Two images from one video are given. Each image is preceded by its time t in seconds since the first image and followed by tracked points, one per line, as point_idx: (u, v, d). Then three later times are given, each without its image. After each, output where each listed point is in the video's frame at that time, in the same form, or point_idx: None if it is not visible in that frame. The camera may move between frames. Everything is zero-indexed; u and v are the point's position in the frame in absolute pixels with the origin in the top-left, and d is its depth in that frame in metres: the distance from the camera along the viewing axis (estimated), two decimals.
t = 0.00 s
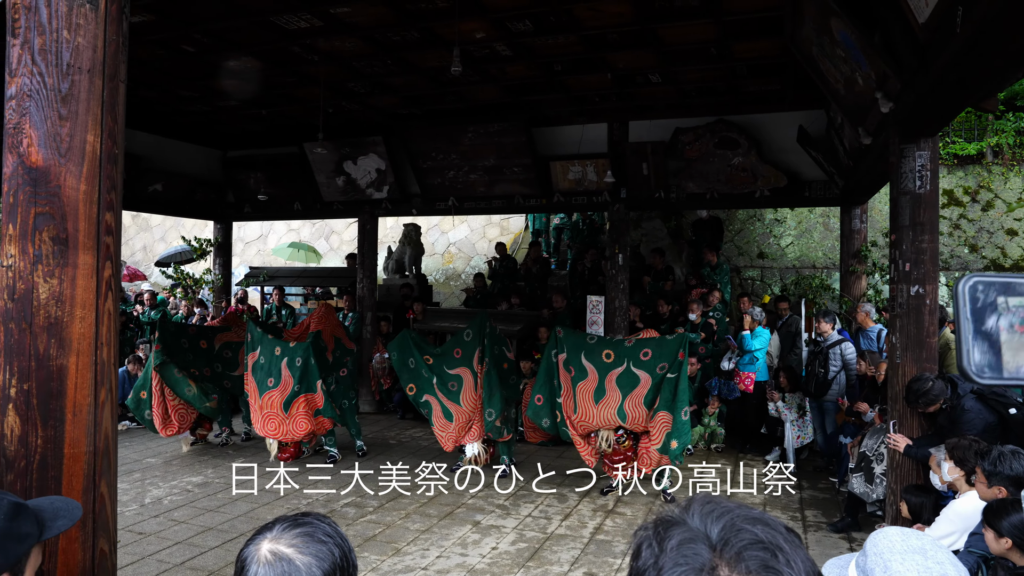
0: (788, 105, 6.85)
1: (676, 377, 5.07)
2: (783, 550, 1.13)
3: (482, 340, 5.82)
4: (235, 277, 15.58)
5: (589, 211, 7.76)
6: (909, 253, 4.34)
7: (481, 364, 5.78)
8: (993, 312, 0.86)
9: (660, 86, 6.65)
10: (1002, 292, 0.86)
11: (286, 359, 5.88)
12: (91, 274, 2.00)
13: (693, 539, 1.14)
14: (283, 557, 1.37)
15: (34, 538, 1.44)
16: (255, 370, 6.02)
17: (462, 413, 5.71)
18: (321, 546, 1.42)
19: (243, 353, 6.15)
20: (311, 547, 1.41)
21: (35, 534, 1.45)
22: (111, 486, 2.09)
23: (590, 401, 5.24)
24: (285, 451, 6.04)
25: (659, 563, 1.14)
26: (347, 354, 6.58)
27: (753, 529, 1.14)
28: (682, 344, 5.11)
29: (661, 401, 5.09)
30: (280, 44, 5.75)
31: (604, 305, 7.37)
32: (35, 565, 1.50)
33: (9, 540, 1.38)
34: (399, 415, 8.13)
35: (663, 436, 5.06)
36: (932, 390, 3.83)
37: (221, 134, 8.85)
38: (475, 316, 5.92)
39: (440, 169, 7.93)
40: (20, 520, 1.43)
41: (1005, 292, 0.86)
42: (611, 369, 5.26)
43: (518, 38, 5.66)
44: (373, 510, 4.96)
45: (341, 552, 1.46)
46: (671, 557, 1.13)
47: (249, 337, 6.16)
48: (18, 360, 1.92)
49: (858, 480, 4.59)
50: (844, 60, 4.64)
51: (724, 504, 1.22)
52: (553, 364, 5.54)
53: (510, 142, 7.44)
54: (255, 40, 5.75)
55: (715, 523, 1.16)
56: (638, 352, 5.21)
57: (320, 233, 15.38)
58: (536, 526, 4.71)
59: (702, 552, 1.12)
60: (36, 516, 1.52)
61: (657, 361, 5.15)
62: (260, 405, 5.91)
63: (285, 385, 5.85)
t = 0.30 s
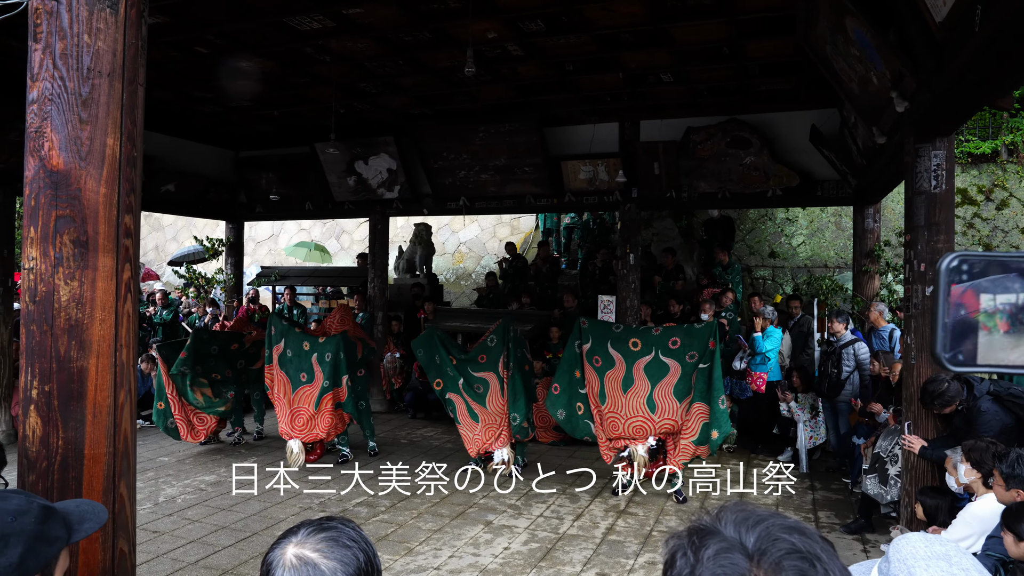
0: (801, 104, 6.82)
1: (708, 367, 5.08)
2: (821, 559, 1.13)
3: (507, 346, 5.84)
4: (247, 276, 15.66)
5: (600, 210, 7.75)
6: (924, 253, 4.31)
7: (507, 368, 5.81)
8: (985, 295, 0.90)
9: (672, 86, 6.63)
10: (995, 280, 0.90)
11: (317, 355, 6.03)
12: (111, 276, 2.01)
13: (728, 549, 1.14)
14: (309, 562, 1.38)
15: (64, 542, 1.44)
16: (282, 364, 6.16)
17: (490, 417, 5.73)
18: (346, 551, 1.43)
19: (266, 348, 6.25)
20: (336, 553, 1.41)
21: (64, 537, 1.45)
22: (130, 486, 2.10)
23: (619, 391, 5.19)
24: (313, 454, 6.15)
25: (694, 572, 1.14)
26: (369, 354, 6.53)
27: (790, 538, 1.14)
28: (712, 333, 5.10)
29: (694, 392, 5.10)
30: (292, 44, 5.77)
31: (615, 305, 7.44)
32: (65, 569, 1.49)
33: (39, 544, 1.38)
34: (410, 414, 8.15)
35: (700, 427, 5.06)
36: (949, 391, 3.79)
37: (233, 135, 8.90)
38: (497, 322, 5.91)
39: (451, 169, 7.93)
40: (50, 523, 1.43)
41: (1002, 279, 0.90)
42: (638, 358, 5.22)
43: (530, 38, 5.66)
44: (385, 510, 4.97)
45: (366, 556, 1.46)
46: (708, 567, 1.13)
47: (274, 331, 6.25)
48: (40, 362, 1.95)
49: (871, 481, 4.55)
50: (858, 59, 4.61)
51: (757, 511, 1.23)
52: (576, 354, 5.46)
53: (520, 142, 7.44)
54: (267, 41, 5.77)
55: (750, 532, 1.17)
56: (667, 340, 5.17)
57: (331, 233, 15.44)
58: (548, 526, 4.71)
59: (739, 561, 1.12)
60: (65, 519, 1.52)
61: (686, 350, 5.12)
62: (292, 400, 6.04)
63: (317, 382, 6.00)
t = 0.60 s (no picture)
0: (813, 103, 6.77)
1: (734, 378, 5.02)
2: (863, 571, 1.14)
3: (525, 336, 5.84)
4: (257, 276, 15.71)
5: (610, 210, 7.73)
6: (939, 254, 4.25)
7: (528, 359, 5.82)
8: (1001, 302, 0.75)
9: (682, 85, 6.60)
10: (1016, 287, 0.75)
11: (336, 368, 6.04)
12: (125, 278, 2.01)
13: (770, 563, 1.13)
14: (326, 569, 1.37)
15: (83, 548, 1.44)
16: (300, 377, 6.15)
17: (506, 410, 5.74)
18: (364, 559, 1.42)
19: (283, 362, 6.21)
20: (354, 560, 1.40)
21: (84, 543, 1.45)
22: (143, 488, 2.10)
23: (644, 397, 5.15)
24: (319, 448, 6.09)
25: None
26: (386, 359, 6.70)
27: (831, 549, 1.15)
28: (737, 344, 5.00)
29: (721, 403, 5.06)
30: (302, 44, 5.77)
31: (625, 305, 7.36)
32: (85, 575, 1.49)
33: (59, 551, 1.38)
34: (420, 414, 8.16)
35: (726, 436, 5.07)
36: (964, 393, 3.75)
37: (243, 135, 8.92)
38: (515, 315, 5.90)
39: (460, 168, 7.93)
40: (70, 529, 1.43)
41: (1020, 281, 0.75)
42: (662, 364, 5.18)
43: (540, 38, 5.64)
44: (395, 511, 4.96)
45: (384, 565, 1.45)
46: None
47: (288, 343, 6.19)
48: (55, 364, 1.95)
49: (885, 483, 4.52)
50: (872, 57, 4.57)
51: (791, 522, 1.23)
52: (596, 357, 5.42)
53: (530, 141, 7.42)
54: (277, 40, 5.77)
55: (790, 544, 1.16)
56: (689, 349, 5.12)
57: (340, 233, 15.47)
58: (558, 527, 4.69)
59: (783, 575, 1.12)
60: (83, 526, 1.51)
61: (710, 360, 5.07)
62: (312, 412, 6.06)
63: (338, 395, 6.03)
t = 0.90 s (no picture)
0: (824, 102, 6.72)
1: (744, 375, 4.95)
2: None
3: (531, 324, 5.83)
4: (265, 276, 15.76)
5: (620, 210, 7.70)
6: (954, 254, 4.20)
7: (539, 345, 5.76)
8: None
9: (692, 84, 6.57)
10: None
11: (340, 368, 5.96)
12: (139, 280, 2.00)
13: None
14: None
15: (104, 556, 1.43)
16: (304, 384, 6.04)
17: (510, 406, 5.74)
18: (385, 568, 1.40)
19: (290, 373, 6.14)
20: (374, 570, 1.38)
21: (104, 551, 1.44)
22: (158, 491, 2.10)
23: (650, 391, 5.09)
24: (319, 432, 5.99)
25: None
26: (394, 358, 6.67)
27: (875, 565, 1.14)
28: (741, 342, 4.96)
29: (733, 402, 4.96)
30: (312, 45, 5.77)
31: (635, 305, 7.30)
32: None
33: (81, 558, 1.37)
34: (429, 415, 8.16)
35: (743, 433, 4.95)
36: (980, 396, 3.71)
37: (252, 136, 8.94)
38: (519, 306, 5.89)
39: (469, 168, 7.92)
40: (90, 537, 1.42)
41: None
42: (666, 358, 5.12)
43: (550, 37, 5.63)
44: (405, 512, 4.95)
45: (404, 573, 1.44)
46: None
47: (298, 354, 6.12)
48: (69, 367, 1.95)
49: (898, 486, 4.49)
50: (886, 56, 4.53)
51: (832, 537, 1.22)
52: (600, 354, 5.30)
53: (539, 141, 7.41)
54: (287, 41, 5.77)
55: (832, 560, 1.15)
56: (693, 344, 5.07)
57: (348, 233, 15.49)
58: (568, 529, 4.67)
59: None
60: (103, 533, 1.50)
61: (714, 356, 5.03)
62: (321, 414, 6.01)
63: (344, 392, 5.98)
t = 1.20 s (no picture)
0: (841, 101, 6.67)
1: (741, 362, 4.96)
2: None
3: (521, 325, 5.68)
4: (280, 277, 15.86)
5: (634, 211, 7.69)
6: (974, 255, 4.15)
7: (526, 346, 5.62)
8: None
9: (707, 85, 6.54)
10: None
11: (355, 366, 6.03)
12: (161, 281, 2.02)
13: None
14: None
15: (132, 555, 1.44)
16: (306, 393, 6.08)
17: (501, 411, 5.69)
18: (413, 567, 1.40)
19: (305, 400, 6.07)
20: (403, 570, 1.39)
21: (133, 550, 1.45)
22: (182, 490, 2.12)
23: (648, 402, 5.05)
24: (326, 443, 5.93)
25: None
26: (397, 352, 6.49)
27: (912, 568, 1.13)
28: (739, 329, 4.97)
29: (727, 389, 4.96)
30: (327, 46, 5.80)
31: (649, 306, 7.13)
32: None
33: (110, 557, 1.38)
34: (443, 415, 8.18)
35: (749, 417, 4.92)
36: (1002, 397, 3.66)
37: (268, 138, 9.00)
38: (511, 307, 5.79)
39: (483, 169, 7.93)
40: (120, 536, 1.43)
41: None
42: (666, 366, 5.09)
43: (565, 38, 5.62)
44: (421, 512, 4.96)
45: (431, 573, 1.44)
46: None
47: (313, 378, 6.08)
48: (94, 367, 1.97)
49: (918, 488, 4.44)
50: (904, 54, 4.49)
51: (870, 539, 1.21)
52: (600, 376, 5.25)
53: (553, 142, 7.41)
54: (303, 43, 5.80)
55: (868, 562, 1.15)
56: (694, 344, 5.05)
57: (362, 234, 15.56)
58: (584, 530, 4.65)
59: None
60: (132, 532, 1.52)
61: (713, 348, 5.02)
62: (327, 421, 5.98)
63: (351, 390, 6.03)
